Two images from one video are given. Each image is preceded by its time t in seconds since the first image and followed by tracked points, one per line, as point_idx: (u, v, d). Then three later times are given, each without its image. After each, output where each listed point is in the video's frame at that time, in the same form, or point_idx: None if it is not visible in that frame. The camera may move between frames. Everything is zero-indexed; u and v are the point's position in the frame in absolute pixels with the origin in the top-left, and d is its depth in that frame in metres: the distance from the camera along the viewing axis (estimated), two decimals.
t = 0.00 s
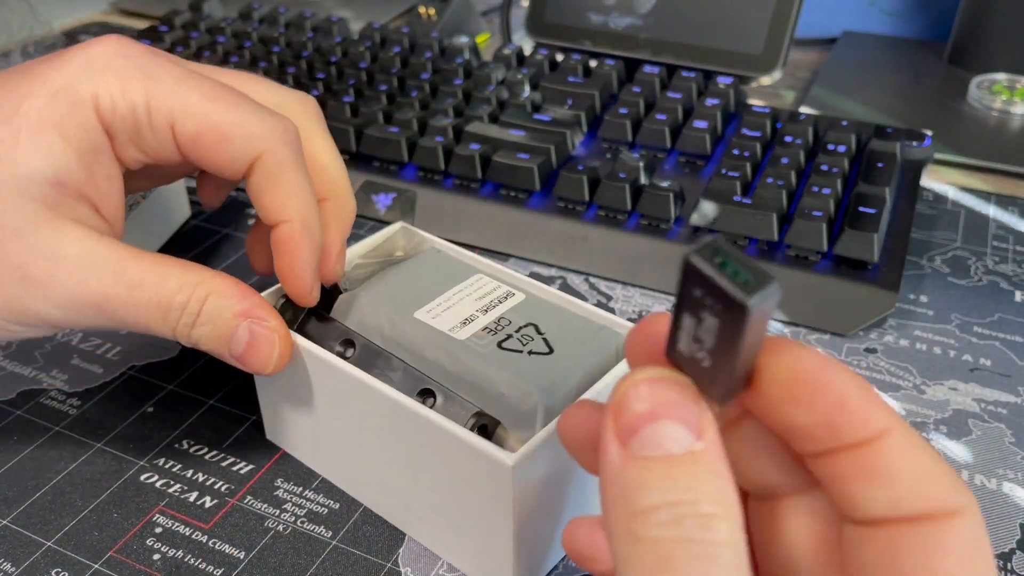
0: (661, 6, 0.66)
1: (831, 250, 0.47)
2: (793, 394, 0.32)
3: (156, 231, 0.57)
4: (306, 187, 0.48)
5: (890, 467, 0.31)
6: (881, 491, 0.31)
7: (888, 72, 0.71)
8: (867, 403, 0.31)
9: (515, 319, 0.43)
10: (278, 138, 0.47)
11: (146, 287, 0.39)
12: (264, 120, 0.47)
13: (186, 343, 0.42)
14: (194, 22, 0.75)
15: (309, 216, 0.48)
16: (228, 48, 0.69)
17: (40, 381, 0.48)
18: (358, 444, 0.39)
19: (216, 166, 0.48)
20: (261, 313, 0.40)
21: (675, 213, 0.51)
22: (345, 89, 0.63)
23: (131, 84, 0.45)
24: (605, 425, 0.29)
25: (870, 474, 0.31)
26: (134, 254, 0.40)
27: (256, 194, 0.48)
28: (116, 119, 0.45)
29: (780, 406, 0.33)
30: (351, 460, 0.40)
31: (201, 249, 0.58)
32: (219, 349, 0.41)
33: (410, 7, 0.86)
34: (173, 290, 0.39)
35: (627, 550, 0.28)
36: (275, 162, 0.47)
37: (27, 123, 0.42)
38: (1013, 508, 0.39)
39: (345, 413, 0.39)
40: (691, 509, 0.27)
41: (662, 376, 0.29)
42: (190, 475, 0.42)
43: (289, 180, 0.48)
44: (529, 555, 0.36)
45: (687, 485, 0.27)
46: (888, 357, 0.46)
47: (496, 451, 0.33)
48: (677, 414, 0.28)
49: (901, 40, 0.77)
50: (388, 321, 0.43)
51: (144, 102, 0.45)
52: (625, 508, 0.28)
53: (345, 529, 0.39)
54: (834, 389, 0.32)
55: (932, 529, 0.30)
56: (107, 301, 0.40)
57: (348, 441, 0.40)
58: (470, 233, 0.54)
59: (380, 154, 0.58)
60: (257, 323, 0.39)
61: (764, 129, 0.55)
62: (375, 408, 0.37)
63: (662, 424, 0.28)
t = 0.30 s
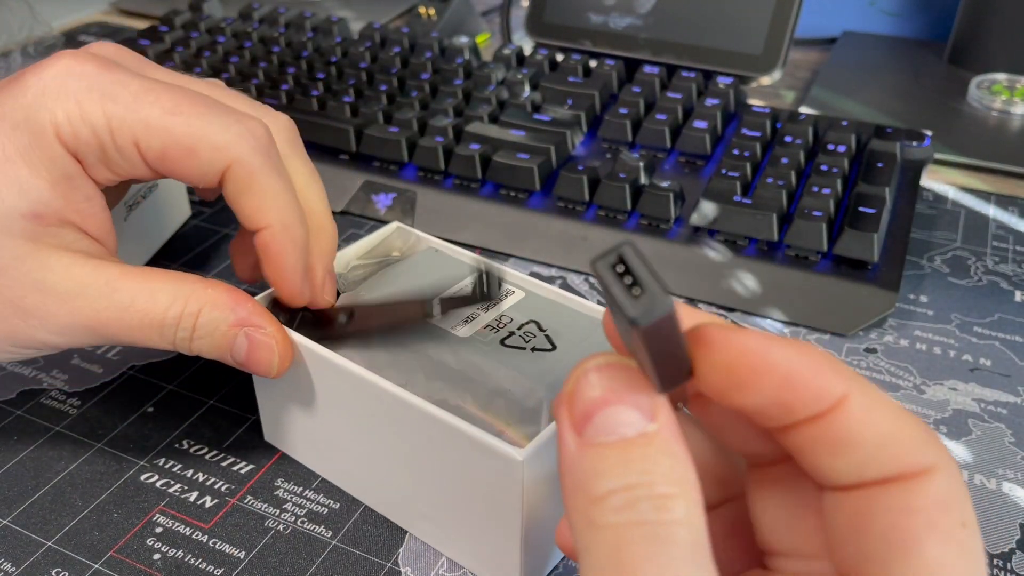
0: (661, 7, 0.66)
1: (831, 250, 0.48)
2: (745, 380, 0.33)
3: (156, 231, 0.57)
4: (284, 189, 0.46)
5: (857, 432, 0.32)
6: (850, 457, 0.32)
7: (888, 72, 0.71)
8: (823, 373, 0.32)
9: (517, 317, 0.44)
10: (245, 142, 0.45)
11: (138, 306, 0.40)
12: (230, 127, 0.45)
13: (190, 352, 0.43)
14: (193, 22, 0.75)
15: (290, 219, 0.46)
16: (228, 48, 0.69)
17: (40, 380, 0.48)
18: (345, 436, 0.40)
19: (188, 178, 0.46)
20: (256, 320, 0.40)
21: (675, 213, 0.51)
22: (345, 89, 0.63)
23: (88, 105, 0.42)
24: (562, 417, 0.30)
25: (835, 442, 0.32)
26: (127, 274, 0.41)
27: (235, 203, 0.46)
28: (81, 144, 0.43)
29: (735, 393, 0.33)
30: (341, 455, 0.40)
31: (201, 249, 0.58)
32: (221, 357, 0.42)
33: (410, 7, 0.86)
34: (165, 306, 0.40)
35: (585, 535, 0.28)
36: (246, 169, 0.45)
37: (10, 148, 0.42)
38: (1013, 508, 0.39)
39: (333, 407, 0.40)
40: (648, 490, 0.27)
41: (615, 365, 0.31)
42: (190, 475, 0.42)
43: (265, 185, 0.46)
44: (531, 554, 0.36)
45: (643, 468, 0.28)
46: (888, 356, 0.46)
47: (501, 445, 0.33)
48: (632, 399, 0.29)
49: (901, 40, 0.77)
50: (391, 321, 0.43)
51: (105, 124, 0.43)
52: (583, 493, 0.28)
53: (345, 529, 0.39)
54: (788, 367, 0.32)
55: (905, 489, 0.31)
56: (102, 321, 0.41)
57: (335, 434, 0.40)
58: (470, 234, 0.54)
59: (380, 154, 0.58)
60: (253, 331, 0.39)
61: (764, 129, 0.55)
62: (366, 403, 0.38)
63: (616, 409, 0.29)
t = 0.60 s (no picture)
0: (661, 6, 0.66)
1: (831, 250, 0.48)
2: (725, 365, 0.32)
3: (157, 232, 0.57)
4: (319, 188, 0.48)
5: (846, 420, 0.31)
6: (841, 446, 0.32)
7: (888, 72, 0.71)
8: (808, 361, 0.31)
9: (517, 317, 0.43)
10: (267, 147, 0.47)
11: (143, 321, 0.39)
12: (251, 135, 0.46)
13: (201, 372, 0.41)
14: (193, 21, 0.75)
15: (332, 210, 0.48)
16: (228, 48, 0.69)
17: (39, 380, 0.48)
18: (344, 431, 0.40)
19: (214, 187, 0.47)
20: (270, 318, 0.39)
21: (675, 213, 0.51)
22: (345, 89, 0.63)
23: (111, 120, 0.44)
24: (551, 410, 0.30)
25: (825, 431, 0.32)
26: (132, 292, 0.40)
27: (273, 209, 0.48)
28: (102, 158, 0.44)
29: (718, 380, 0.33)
30: (339, 450, 0.40)
31: (201, 249, 0.58)
32: (236, 368, 0.39)
33: (410, 7, 0.86)
34: (173, 318, 0.38)
35: (577, 526, 0.28)
36: (276, 172, 0.47)
37: (25, 162, 0.42)
38: (1013, 508, 0.39)
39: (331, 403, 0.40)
40: (637, 481, 0.27)
41: (604, 356, 0.31)
42: (190, 475, 0.42)
43: (297, 184, 0.47)
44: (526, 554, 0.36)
45: (632, 459, 0.28)
46: (888, 356, 0.46)
47: (495, 444, 0.33)
48: (622, 390, 0.29)
49: (901, 40, 0.77)
50: (390, 319, 0.43)
51: (129, 138, 0.44)
52: (575, 485, 0.28)
53: (345, 529, 0.39)
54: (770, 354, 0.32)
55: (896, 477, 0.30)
56: (108, 341, 0.39)
57: (334, 431, 0.40)
58: (470, 234, 0.54)
59: (380, 154, 0.58)
60: (269, 329, 0.38)
61: (764, 129, 0.55)
62: (364, 398, 0.38)
63: (605, 400, 0.29)
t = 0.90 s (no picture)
0: (661, 6, 0.66)
1: (831, 250, 0.48)
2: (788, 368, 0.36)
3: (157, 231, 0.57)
4: (267, 218, 0.48)
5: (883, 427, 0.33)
6: (870, 452, 0.33)
7: (888, 72, 0.71)
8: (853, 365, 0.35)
9: (515, 320, 0.43)
10: (222, 180, 0.47)
11: (124, 340, 0.40)
12: (207, 168, 0.47)
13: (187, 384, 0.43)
14: (193, 22, 0.75)
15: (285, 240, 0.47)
16: (228, 48, 0.69)
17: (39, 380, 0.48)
18: (352, 430, 0.39)
19: (173, 216, 0.48)
20: (248, 327, 0.40)
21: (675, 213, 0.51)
22: (345, 89, 0.63)
23: (71, 152, 0.45)
24: (620, 387, 0.30)
25: (857, 433, 0.34)
26: (112, 312, 0.41)
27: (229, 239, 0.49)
28: (68, 188, 0.45)
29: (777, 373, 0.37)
30: (347, 450, 0.40)
31: (201, 249, 0.58)
32: (221, 377, 0.41)
33: (410, 7, 0.86)
34: (154, 337, 0.40)
35: (620, 504, 0.27)
36: (227, 203, 0.47)
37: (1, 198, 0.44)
38: (1013, 508, 0.39)
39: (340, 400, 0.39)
40: (689, 463, 0.26)
41: (686, 341, 0.29)
42: (190, 475, 0.42)
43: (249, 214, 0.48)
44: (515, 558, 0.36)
45: (687, 441, 0.27)
46: (888, 356, 0.46)
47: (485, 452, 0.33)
48: (690, 376, 0.28)
49: (901, 40, 0.77)
50: (389, 317, 0.43)
51: (89, 170, 0.45)
52: (625, 460, 0.28)
53: (345, 529, 0.39)
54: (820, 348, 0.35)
55: (922, 497, 0.31)
56: (93, 363, 0.41)
57: (341, 431, 0.40)
58: (470, 233, 0.54)
59: (380, 154, 0.58)
60: (250, 336, 0.40)
61: (765, 129, 0.55)
62: (372, 399, 0.37)
63: (676, 381, 0.28)
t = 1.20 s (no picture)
0: (661, 6, 0.66)
1: (831, 250, 0.48)
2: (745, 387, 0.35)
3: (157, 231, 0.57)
4: (252, 207, 0.47)
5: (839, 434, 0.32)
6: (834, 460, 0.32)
7: (888, 72, 0.71)
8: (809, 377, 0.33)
9: (512, 316, 0.43)
10: (209, 164, 0.47)
11: (120, 333, 0.42)
12: (194, 152, 0.47)
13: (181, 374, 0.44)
14: (192, 22, 0.74)
15: (264, 231, 0.47)
16: (228, 48, 0.69)
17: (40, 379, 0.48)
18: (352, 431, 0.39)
19: (160, 207, 0.48)
20: (236, 325, 0.41)
21: (675, 213, 0.51)
22: (345, 90, 0.63)
23: (60, 148, 0.45)
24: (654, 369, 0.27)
25: (822, 440, 0.32)
26: (110, 305, 0.43)
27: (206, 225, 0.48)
28: (59, 184, 0.46)
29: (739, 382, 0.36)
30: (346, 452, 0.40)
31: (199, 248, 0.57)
32: (210, 368, 0.43)
33: (410, 7, 0.86)
34: (148, 327, 0.42)
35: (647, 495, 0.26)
36: (212, 190, 0.47)
37: None
38: (1013, 508, 0.39)
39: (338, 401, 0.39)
40: (721, 460, 0.25)
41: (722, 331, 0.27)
42: (190, 476, 0.42)
43: (232, 204, 0.47)
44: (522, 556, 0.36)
45: (722, 436, 0.25)
46: (888, 356, 0.46)
47: (485, 443, 0.33)
48: (728, 369, 0.26)
49: (900, 40, 0.77)
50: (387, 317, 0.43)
51: (77, 163, 0.45)
52: (653, 452, 0.26)
53: (345, 530, 0.39)
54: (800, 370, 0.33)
55: (884, 504, 0.30)
56: (90, 355, 0.42)
57: (337, 434, 0.40)
58: (470, 233, 0.54)
59: (380, 154, 0.58)
60: (235, 335, 0.41)
61: (765, 129, 0.55)
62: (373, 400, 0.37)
63: (712, 372, 0.26)
